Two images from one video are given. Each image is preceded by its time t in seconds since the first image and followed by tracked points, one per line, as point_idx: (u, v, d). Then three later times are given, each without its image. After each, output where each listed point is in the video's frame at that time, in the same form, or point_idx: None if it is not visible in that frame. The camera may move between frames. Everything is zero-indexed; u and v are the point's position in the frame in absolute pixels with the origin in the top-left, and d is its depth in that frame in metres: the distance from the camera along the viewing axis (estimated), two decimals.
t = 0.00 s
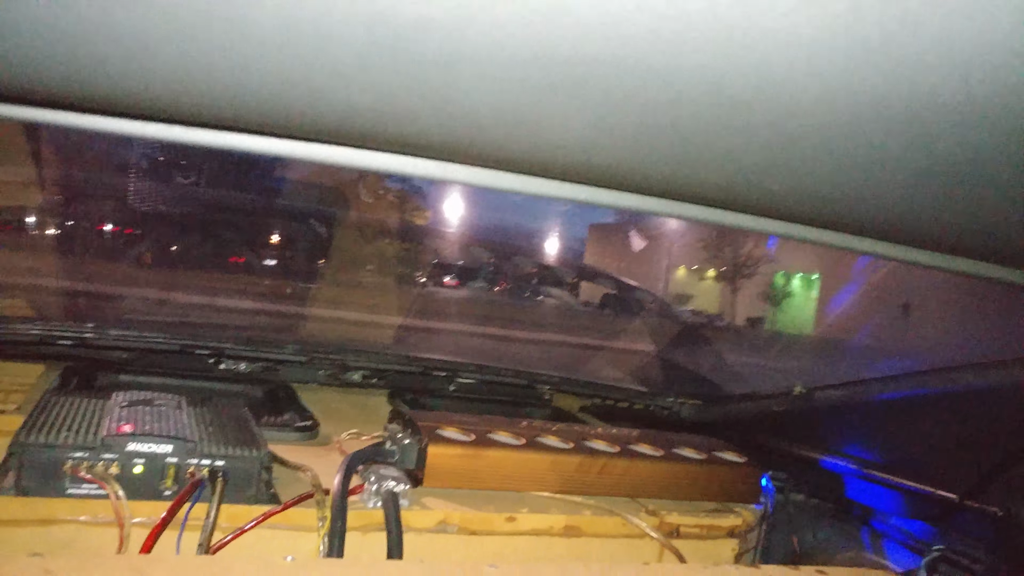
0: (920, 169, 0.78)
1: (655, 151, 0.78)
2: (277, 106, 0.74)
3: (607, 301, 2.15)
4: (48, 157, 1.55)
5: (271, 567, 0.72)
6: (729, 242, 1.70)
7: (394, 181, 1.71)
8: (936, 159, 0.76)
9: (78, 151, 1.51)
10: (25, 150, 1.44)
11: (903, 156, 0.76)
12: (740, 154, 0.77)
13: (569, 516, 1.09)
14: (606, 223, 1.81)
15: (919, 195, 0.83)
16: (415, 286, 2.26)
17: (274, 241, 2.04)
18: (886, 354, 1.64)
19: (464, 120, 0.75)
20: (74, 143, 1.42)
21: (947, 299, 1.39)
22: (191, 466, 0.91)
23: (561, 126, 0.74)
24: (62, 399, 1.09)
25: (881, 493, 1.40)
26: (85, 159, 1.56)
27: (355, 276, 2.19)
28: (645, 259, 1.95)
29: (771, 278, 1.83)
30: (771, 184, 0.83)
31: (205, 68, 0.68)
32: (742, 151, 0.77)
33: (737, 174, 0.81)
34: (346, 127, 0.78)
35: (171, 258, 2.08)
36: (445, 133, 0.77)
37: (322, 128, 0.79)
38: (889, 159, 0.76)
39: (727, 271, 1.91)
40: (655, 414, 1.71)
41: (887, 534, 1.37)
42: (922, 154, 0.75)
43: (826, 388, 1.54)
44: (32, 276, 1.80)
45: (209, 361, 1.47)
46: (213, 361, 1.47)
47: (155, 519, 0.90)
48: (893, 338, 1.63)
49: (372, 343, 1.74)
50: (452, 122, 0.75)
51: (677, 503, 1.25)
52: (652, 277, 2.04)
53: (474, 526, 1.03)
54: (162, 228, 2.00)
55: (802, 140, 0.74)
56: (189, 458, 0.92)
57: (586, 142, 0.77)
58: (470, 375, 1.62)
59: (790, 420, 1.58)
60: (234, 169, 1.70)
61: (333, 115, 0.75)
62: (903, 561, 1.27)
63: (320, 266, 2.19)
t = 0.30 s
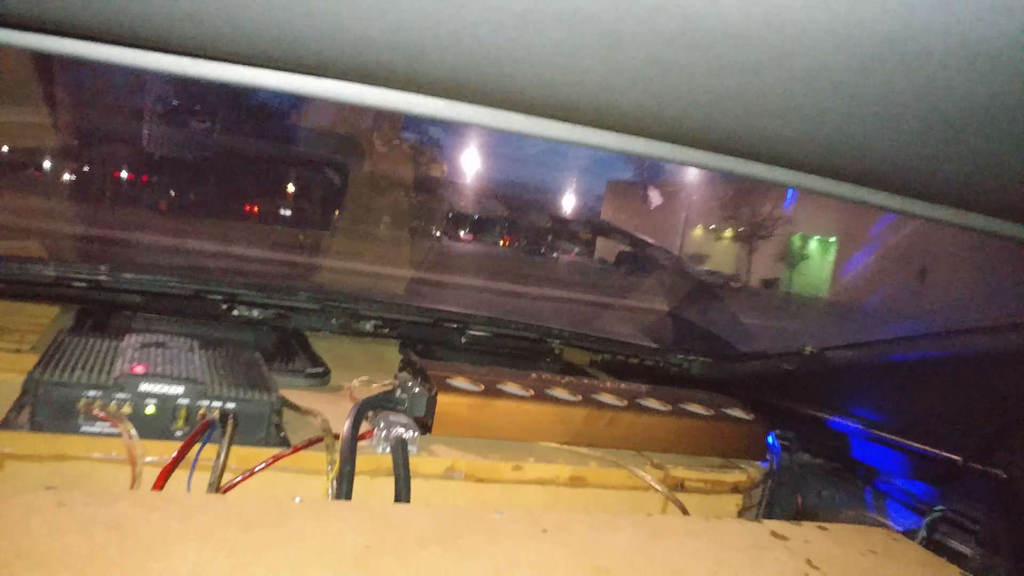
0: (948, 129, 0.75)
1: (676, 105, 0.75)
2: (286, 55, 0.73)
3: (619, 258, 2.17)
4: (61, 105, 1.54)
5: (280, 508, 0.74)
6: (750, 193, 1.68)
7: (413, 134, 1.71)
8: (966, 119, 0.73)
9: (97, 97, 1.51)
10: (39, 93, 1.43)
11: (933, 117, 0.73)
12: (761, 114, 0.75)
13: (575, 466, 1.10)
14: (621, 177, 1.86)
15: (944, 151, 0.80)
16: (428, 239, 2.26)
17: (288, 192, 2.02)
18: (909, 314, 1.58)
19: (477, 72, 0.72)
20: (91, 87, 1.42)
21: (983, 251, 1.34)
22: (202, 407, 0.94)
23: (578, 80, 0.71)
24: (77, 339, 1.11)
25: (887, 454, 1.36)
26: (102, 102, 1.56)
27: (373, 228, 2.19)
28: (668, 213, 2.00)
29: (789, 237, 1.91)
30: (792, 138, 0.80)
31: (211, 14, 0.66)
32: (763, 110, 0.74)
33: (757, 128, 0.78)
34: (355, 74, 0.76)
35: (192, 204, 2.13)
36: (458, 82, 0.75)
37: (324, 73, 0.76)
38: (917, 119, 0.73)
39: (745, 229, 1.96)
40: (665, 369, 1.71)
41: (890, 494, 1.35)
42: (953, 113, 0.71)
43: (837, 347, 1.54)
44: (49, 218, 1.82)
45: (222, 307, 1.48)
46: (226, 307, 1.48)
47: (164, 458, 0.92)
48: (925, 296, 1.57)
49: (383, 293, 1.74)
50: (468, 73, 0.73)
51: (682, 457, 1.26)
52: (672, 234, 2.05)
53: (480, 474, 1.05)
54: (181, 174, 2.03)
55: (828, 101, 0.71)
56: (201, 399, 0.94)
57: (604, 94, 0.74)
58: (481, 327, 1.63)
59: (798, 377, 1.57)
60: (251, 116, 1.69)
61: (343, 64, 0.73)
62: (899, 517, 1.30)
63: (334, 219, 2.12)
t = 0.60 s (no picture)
0: (975, 108, 0.73)
1: (692, 91, 0.74)
2: (299, 50, 0.72)
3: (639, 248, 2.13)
4: (82, 104, 1.56)
5: (301, 501, 0.75)
6: (771, 179, 1.65)
7: (432, 125, 1.71)
8: (995, 97, 0.71)
9: (119, 96, 1.53)
10: (63, 94, 1.45)
11: (960, 95, 0.70)
12: (781, 96, 0.73)
13: (596, 456, 1.10)
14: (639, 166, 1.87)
15: (972, 130, 0.78)
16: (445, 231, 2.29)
17: (309, 186, 2.07)
18: (933, 301, 1.53)
19: (490, 61, 0.72)
20: (113, 86, 1.43)
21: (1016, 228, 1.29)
22: (224, 402, 0.95)
23: (593, 67, 0.70)
24: (101, 336, 1.13)
25: (913, 440, 1.33)
26: (125, 101, 1.58)
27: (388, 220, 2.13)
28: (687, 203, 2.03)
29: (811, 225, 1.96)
30: (812, 120, 0.78)
31: (225, 10, 0.66)
32: (783, 93, 0.72)
33: (776, 112, 0.77)
34: (368, 67, 0.76)
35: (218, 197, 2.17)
36: (471, 72, 0.75)
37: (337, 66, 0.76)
38: (942, 98, 0.71)
39: (765, 217, 2.02)
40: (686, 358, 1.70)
41: (918, 482, 1.30)
42: (980, 91, 0.69)
43: (860, 334, 1.53)
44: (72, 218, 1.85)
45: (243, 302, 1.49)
46: (247, 302, 1.49)
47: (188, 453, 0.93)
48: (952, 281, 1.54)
49: (402, 285, 1.75)
50: (480, 64, 0.72)
51: (704, 446, 1.25)
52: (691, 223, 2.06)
53: (501, 465, 1.05)
54: (201, 172, 2.02)
55: (852, 82, 0.69)
56: (222, 394, 0.95)
57: (619, 80, 0.73)
58: (500, 318, 1.63)
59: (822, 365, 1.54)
60: (270, 112, 1.70)
61: (355, 57, 0.73)
62: (927, 504, 1.25)
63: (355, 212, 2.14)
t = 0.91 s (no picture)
0: (976, 99, 0.73)
1: (692, 87, 0.74)
2: (298, 49, 0.72)
3: (643, 246, 2.10)
4: (82, 107, 1.56)
5: (305, 500, 0.75)
6: (774, 175, 1.64)
7: (433, 124, 1.71)
8: (995, 88, 0.70)
9: (120, 97, 1.53)
10: (64, 95, 1.45)
11: (960, 88, 0.70)
12: (781, 91, 0.73)
13: (600, 454, 1.09)
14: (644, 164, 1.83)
15: (974, 122, 0.78)
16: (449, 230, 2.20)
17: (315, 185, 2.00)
18: (932, 295, 1.52)
19: (488, 59, 0.72)
20: (115, 88, 1.44)
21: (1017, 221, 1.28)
22: (228, 402, 0.95)
23: (592, 63, 0.70)
24: (104, 338, 1.13)
25: (914, 435, 1.36)
26: (127, 103, 1.58)
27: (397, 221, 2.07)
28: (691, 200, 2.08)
29: (815, 222, 2.06)
30: (813, 115, 0.78)
31: (223, 9, 0.66)
32: (783, 87, 0.72)
33: (777, 107, 0.77)
34: (367, 66, 0.75)
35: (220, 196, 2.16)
36: (470, 70, 0.74)
37: (335, 66, 0.76)
38: (943, 91, 0.71)
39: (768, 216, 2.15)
40: (688, 354, 1.70)
41: (920, 475, 1.35)
42: (981, 82, 0.69)
43: (863, 328, 1.50)
44: (74, 219, 1.85)
45: (246, 303, 1.49)
46: (250, 303, 1.49)
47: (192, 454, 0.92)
48: (951, 276, 1.52)
49: (406, 284, 1.75)
50: (478, 61, 0.72)
51: (708, 442, 1.25)
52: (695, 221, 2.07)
53: (506, 463, 1.05)
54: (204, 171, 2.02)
55: (851, 76, 0.69)
56: (225, 395, 0.96)
57: (618, 76, 0.73)
58: (504, 317, 1.62)
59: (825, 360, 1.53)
60: (273, 111, 1.70)
61: (353, 56, 0.73)
62: (932, 497, 1.29)
63: (359, 212, 2.01)
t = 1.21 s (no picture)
0: (971, 95, 0.73)
1: (688, 85, 0.74)
2: (294, 48, 0.73)
3: (641, 245, 2.13)
4: (78, 106, 1.56)
5: (302, 500, 0.75)
6: (771, 173, 1.64)
7: (430, 124, 1.70)
8: (989, 84, 0.71)
9: (116, 96, 1.53)
10: (59, 94, 1.45)
11: (955, 83, 0.70)
12: (776, 90, 0.73)
13: (598, 453, 1.10)
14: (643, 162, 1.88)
15: (969, 118, 0.78)
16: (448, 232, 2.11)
17: (312, 184, 1.94)
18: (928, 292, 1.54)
19: (485, 58, 0.72)
20: (110, 87, 1.43)
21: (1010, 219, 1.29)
22: (224, 402, 0.95)
23: (587, 61, 0.70)
24: (100, 338, 1.12)
25: (911, 431, 1.35)
26: (123, 102, 1.58)
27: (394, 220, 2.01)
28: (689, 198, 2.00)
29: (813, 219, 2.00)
30: (809, 113, 0.78)
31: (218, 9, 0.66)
32: (778, 85, 0.72)
33: (773, 104, 0.77)
34: (364, 64, 0.75)
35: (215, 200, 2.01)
36: (467, 68, 0.74)
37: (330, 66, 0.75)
38: (937, 87, 0.71)
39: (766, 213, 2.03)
40: (687, 352, 1.71)
41: (916, 472, 1.33)
42: (975, 78, 0.69)
43: (860, 325, 1.50)
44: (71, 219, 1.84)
45: (245, 303, 1.50)
46: (247, 303, 1.49)
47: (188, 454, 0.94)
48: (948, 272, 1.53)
49: (403, 284, 1.75)
50: (474, 60, 0.72)
51: (706, 440, 1.25)
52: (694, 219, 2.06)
53: (503, 462, 1.05)
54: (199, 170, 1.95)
55: (847, 73, 0.69)
56: (222, 395, 0.95)
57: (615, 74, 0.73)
58: (502, 316, 1.61)
59: (823, 358, 1.54)
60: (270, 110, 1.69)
61: (349, 55, 0.73)
62: (927, 496, 1.29)
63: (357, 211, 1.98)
